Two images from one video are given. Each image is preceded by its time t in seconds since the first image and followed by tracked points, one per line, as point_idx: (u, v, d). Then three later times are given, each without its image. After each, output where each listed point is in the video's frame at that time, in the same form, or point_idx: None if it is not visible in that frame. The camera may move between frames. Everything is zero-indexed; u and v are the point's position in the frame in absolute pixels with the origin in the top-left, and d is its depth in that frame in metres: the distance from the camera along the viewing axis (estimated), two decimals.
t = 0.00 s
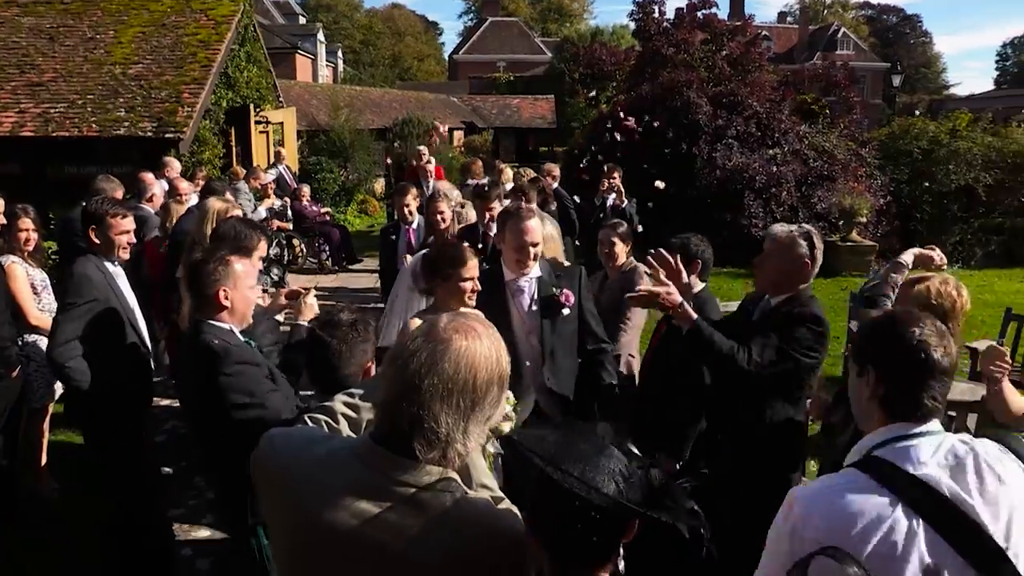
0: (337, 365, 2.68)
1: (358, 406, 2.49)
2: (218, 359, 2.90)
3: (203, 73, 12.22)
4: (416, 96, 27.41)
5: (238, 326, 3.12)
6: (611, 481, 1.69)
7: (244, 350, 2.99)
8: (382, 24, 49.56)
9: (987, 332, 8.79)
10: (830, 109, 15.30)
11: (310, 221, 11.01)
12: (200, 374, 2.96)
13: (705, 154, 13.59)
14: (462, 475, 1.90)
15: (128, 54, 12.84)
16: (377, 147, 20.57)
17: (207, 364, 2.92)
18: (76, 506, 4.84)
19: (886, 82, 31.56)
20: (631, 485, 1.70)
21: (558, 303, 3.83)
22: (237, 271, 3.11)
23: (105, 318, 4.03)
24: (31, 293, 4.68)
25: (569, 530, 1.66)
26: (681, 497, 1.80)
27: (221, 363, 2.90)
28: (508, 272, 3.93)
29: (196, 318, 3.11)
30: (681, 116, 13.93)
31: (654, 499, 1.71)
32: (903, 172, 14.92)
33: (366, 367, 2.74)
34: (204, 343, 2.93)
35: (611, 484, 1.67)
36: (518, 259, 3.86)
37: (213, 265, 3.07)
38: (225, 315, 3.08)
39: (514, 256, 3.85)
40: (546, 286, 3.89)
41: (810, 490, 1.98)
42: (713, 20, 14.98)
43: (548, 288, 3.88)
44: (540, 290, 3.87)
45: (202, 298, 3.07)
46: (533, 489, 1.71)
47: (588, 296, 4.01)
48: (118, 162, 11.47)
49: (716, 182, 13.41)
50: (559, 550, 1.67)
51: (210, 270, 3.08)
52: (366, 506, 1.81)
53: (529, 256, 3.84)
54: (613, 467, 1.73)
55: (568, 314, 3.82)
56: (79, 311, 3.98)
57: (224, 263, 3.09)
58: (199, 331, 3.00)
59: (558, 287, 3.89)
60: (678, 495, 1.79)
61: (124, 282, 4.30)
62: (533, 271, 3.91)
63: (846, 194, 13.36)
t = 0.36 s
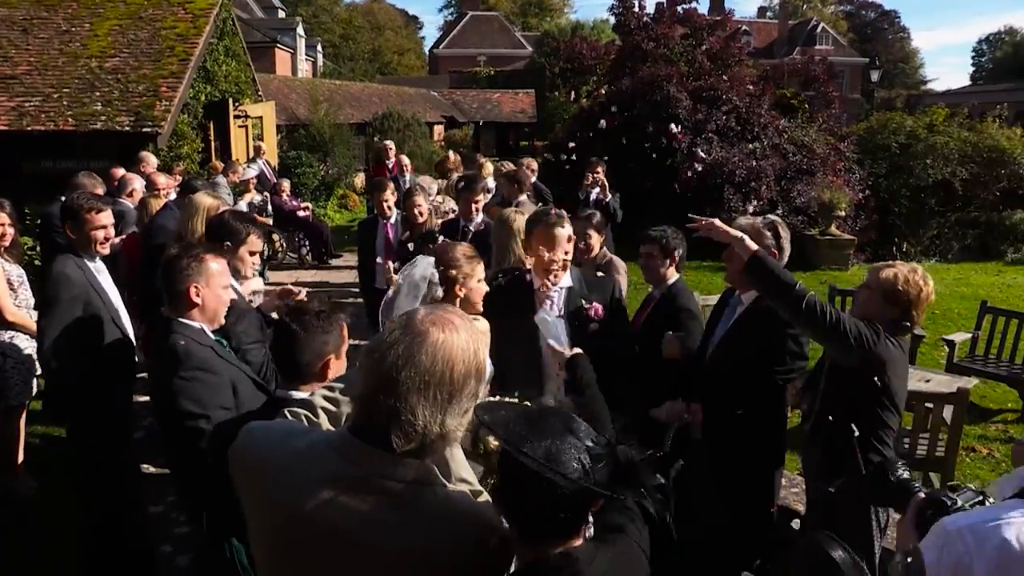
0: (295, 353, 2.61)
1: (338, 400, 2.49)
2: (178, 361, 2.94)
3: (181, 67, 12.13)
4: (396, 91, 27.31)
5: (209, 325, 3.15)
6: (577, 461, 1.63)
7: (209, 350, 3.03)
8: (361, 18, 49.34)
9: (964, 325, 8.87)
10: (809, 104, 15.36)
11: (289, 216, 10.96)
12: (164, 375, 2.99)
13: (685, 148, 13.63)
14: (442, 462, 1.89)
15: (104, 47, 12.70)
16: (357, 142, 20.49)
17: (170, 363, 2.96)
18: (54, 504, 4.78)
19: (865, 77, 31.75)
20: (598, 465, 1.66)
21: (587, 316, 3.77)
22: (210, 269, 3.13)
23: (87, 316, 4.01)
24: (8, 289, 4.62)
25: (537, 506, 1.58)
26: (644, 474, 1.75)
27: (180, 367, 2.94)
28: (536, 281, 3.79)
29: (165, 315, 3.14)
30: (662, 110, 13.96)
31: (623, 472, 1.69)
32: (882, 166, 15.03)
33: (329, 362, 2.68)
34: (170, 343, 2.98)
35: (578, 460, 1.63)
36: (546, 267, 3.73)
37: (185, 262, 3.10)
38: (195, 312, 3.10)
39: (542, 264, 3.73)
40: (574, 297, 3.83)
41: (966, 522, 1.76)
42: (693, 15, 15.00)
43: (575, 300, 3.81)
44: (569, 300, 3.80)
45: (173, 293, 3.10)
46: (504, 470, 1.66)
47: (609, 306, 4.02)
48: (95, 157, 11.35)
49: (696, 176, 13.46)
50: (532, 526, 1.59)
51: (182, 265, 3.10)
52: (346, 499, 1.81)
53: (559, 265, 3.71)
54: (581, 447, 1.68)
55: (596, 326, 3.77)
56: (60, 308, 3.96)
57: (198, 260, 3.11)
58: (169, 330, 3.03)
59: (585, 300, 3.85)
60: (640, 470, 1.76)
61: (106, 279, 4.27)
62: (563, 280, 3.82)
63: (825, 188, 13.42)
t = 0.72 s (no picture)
0: (263, 336, 2.58)
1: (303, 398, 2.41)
2: (157, 363, 2.92)
3: (151, 59, 12.00)
4: (370, 83, 27.18)
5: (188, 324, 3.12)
6: (549, 443, 1.60)
7: (185, 349, 3.02)
8: (335, 9, 49.02)
9: (934, 313, 8.95)
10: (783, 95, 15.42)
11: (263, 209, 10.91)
12: (140, 374, 2.96)
13: (660, 139, 13.69)
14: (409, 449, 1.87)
15: (72, 39, 12.52)
16: (331, 134, 20.38)
17: (148, 365, 2.93)
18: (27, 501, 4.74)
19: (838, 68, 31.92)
20: (564, 446, 1.61)
21: (619, 319, 3.56)
22: (194, 268, 3.10)
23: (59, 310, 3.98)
24: None
25: (508, 493, 1.56)
26: (613, 453, 1.71)
27: (159, 368, 2.92)
28: (569, 280, 3.67)
29: (141, 311, 3.09)
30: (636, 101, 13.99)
31: (593, 454, 1.64)
32: (855, 156, 15.17)
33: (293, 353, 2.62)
34: (146, 343, 2.95)
35: (544, 447, 1.58)
36: (576, 267, 3.58)
37: (170, 258, 3.07)
38: (172, 310, 3.06)
39: (573, 265, 3.59)
40: (607, 298, 3.64)
41: None
42: (667, 6, 14.99)
43: (608, 301, 3.63)
44: (600, 302, 3.63)
45: (152, 290, 3.05)
46: (472, 456, 1.63)
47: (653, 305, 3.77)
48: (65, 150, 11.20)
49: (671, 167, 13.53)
50: (502, 517, 1.57)
51: (166, 262, 3.06)
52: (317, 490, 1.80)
53: (589, 266, 3.55)
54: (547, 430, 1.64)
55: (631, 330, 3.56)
56: (32, 304, 3.87)
57: (181, 258, 3.08)
58: (144, 328, 2.99)
59: (621, 301, 3.63)
60: (610, 450, 1.71)
61: (79, 274, 4.21)
62: (595, 280, 3.65)
63: (798, 178, 13.49)
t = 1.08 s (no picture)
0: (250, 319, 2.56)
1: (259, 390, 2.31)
2: (138, 354, 2.81)
3: (104, 45, 11.75)
4: (331, 70, 26.91)
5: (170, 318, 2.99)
6: (495, 430, 1.58)
7: (167, 342, 2.91)
8: None
9: (892, 294, 9.08)
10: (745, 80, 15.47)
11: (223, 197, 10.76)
12: (117, 364, 2.85)
13: (623, 124, 13.71)
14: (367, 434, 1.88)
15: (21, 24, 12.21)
16: (292, 122, 20.15)
17: (126, 354, 2.83)
18: None
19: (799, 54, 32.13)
20: (511, 432, 1.59)
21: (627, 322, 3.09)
22: (191, 266, 2.97)
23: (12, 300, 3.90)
24: None
25: (455, 479, 1.54)
26: (566, 438, 1.69)
27: (140, 359, 2.81)
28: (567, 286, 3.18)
29: (125, 299, 2.98)
30: (599, 86, 13.98)
31: (546, 438, 1.63)
32: (815, 140, 15.36)
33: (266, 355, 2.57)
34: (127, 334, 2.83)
35: (496, 433, 1.57)
36: (576, 274, 3.12)
37: (170, 250, 2.92)
38: (159, 303, 2.94)
39: (573, 268, 3.11)
40: (612, 302, 3.17)
41: None
42: None
43: (613, 303, 3.16)
44: (604, 307, 3.15)
45: (142, 278, 2.94)
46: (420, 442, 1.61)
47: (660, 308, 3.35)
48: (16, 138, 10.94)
49: (634, 151, 13.56)
50: (448, 500, 1.55)
51: (166, 253, 2.92)
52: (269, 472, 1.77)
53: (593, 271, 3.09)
54: (495, 418, 1.62)
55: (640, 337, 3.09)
56: None
57: (181, 253, 2.94)
58: (125, 316, 2.88)
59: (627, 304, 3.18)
60: (565, 436, 1.68)
61: (36, 264, 4.14)
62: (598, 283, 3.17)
63: (760, 162, 13.53)
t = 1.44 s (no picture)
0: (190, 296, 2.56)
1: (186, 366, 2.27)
2: (108, 331, 2.78)
3: (23, 18, 11.32)
4: (269, 45, 26.43)
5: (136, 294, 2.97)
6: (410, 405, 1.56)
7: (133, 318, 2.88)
8: None
9: (827, 262, 9.25)
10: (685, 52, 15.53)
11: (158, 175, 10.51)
12: (80, 337, 2.81)
13: (564, 97, 13.69)
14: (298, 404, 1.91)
15: None
16: (229, 98, 19.76)
17: (92, 329, 2.78)
18: None
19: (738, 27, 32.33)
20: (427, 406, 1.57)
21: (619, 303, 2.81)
22: (163, 244, 2.97)
23: None
24: None
25: (375, 456, 1.53)
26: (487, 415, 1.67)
27: (108, 335, 2.78)
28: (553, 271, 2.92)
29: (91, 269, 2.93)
30: (540, 60, 13.93)
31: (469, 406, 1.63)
32: (755, 113, 15.58)
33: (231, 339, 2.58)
34: (95, 309, 2.79)
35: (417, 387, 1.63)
36: (567, 262, 2.81)
37: (145, 227, 2.91)
38: (126, 277, 2.92)
39: (563, 260, 2.81)
40: (602, 286, 2.91)
41: None
42: None
43: (605, 288, 2.90)
44: (596, 291, 2.89)
45: (112, 252, 2.91)
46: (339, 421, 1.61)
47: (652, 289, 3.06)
48: None
49: (575, 125, 13.56)
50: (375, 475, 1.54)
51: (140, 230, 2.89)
52: (197, 444, 1.72)
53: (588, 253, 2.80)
54: (411, 393, 1.60)
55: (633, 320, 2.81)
56: None
57: (154, 231, 2.94)
58: (91, 289, 2.84)
59: (619, 287, 2.91)
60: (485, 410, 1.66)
61: None
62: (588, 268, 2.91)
63: (699, 134, 13.59)
